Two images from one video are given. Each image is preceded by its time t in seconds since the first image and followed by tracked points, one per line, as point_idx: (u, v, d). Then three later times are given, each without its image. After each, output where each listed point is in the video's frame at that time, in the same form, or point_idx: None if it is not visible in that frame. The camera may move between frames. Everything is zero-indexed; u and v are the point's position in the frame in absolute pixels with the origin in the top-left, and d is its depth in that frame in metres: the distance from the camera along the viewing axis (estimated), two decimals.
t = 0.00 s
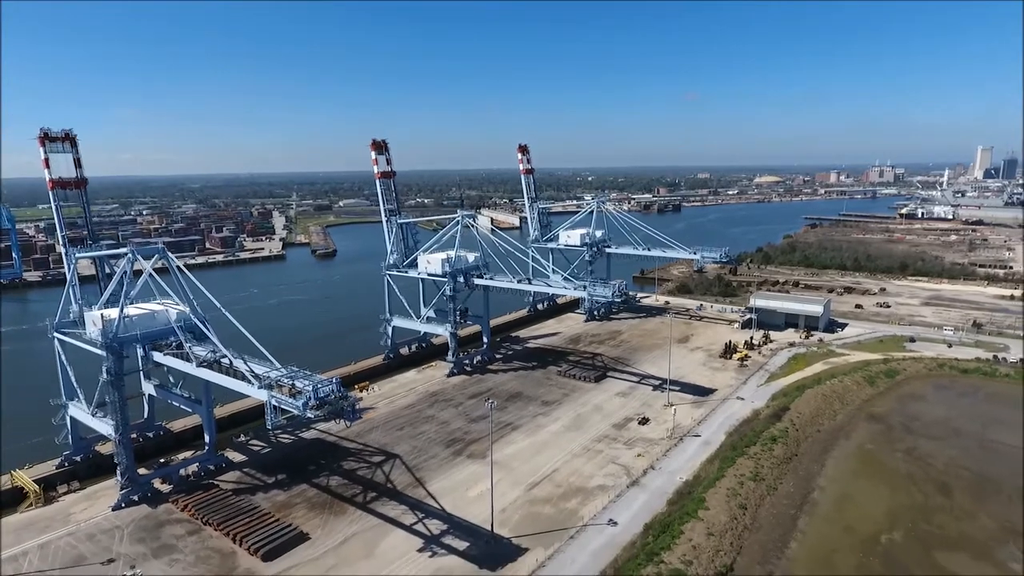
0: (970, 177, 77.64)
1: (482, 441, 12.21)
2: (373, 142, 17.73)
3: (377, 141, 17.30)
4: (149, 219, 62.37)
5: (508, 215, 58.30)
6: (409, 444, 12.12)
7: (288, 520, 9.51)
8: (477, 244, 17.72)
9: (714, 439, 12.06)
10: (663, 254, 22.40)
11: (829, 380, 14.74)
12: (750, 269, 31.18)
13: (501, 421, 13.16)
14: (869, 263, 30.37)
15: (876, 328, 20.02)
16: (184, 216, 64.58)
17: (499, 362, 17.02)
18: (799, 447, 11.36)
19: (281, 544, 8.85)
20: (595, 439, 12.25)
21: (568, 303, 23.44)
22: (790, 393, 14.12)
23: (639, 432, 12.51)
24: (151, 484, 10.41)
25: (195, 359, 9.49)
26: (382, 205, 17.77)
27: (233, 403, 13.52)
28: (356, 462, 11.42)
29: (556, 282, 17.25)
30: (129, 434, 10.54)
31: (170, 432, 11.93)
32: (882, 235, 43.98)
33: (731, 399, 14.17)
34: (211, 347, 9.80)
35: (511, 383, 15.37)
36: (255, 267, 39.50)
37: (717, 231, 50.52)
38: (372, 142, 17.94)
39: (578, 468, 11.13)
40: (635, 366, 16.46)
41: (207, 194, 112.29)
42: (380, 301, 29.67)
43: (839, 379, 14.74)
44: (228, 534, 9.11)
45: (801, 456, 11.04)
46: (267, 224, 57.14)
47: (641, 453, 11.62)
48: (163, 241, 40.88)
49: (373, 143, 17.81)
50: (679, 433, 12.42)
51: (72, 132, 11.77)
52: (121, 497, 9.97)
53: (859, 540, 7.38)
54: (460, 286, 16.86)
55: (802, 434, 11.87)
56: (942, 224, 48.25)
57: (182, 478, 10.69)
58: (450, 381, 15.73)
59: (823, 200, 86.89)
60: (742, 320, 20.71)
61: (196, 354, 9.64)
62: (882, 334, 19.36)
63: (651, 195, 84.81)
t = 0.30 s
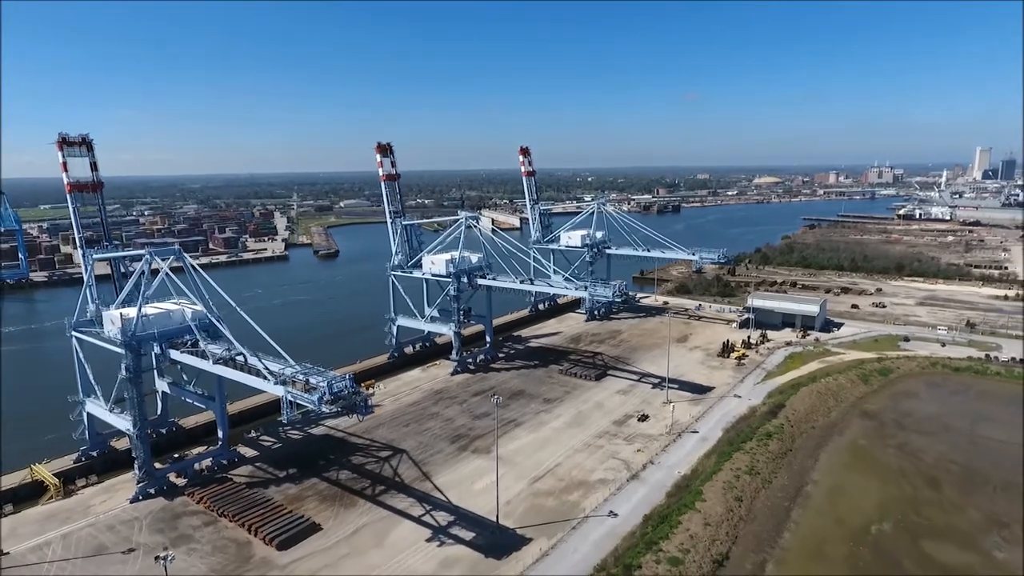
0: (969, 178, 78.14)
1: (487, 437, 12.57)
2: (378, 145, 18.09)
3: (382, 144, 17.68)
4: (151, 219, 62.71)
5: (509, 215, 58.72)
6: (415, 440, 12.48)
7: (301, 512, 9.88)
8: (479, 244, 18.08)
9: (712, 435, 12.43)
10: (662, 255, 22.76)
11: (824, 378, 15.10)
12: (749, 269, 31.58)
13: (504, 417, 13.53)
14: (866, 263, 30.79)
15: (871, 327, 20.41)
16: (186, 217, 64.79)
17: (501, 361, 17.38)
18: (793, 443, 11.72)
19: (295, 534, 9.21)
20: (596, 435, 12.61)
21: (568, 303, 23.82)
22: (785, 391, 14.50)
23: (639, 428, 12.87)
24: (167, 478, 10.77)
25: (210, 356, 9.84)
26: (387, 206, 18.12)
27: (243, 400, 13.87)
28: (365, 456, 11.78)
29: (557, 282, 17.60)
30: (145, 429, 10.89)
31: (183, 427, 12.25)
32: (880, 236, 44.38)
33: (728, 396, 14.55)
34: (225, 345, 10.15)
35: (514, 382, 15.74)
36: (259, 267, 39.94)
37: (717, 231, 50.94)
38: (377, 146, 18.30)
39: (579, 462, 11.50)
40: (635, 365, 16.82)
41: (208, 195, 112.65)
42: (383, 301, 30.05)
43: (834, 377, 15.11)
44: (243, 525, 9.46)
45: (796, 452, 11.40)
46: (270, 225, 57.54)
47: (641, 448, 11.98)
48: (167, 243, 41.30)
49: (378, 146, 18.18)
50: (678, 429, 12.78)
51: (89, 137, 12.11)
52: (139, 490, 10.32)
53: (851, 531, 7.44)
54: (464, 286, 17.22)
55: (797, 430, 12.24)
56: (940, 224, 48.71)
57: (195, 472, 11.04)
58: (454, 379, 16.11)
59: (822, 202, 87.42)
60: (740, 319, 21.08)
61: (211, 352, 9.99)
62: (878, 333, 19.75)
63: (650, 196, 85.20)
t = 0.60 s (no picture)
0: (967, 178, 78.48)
1: (491, 433, 12.92)
2: (384, 148, 18.45)
3: (388, 147, 18.06)
4: (153, 219, 62.97)
5: (509, 216, 59.12)
6: (421, 435, 12.84)
7: (312, 504, 10.24)
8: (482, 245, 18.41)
9: (710, 431, 12.80)
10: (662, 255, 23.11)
11: (820, 376, 15.46)
12: (748, 270, 31.96)
13: (508, 414, 13.89)
14: (863, 263, 31.17)
15: (867, 327, 20.77)
16: (188, 217, 65.08)
17: (504, 359, 17.73)
18: (788, 438, 12.09)
19: (308, 524, 9.57)
20: (597, 431, 12.97)
21: (569, 303, 24.18)
22: (782, 389, 14.86)
23: (639, 424, 13.24)
24: (182, 472, 11.12)
25: (225, 354, 10.18)
26: (392, 208, 18.46)
27: (253, 397, 14.21)
28: (372, 451, 12.13)
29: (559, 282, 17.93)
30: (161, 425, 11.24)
31: (195, 424, 12.59)
32: (878, 236, 44.78)
33: (726, 393, 14.92)
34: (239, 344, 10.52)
35: (517, 379, 16.10)
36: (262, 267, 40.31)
37: (716, 232, 51.32)
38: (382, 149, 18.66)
39: (581, 457, 11.86)
40: (635, 363, 17.19)
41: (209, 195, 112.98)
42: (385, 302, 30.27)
43: (829, 375, 15.47)
44: (257, 517, 9.82)
45: (790, 447, 11.76)
46: (272, 225, 57.89)
47: (641, 444, 12.33)
48: (171, 244, 41.61)
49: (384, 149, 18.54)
50: (676, 425, 13.15)
51: (105, 141, 12.48)
52: (155, 483, 10.67)
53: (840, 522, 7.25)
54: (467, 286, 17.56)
55: (792, 426, 12.60)
56: (937, 224, 49.13)
57: (209, 467, 11.39)
58: (458, 377, 16.47)
59: (821, 202, 87.84)
60: (738, 319, 21.43)
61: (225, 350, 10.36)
62: (873, 332, 20.12)
63: (650, 197, 85.63)
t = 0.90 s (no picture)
0: (965, 179, 78.93)
1: (495, 428, 13.29)
2: (388, 151, 18.83)
3: (393, 150, 18.44)
4: (155, 220, 63.31)
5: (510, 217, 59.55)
6: (427, 431, 13.21)
7: (323, 496, 10.60)
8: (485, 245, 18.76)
9: (708, 426, 13.16)
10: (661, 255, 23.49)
11: (815, 374, 15.83)
12: (746, 270, 32.34)
13: (511, 410, 14.26)
14: (860, 263, 31.55)
15: (863, 326, 21.15)
16: (190, 218, 65.41)
17: (506, 358, 18.10)
18: (783, 433, 12.44)
19: (320, 515, 9.94)
20: (598, 426, 13.34)
21: (570, 303, 24.56)
22: (778, 386, 15.23)
23: (639, 420, 13.60)
24: (196, 466, 11.48)
25: (239, 351, 10.55)
26: (396, 209, 18.82)
27: (262, 395, 14.57)
28: (380, 446, 12.49)
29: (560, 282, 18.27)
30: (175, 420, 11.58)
31: (207, 420, 12.94)
32: (875, 237, 45.18)
33: (724, 391, 15.29)
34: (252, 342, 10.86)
35: (519, 377, 16.47)
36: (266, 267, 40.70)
37: (715, 232, 51.72)
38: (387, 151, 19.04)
39: (582, 451, 12.23)
40: (635, 361, 17.55)
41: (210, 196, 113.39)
42: (387, 302, 30.56)
43: (824, 373, 15.84)
44: (271, 508, 10.18)
45: (786, 441, 12.11)
46: (274, 226, 58.30)
47: (640, 439, 12.69)
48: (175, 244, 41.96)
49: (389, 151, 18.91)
50: (675, 421, 13.51)
51: (121, 146, 12.86)
52: (171, 477, 11.04)
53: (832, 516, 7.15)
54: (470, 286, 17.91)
55: (788, 421, 12.96)
56: (935, 225, 49.53)
57: (222, 461, 11.74)
58: (462, 375, 16.83)
59: (820, 203, 88.25)
60: (736, 318, 21.80)
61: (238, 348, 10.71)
62: (869, 331, 20.48)
63: (650, 197, 86.08)
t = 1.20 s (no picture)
0: (963, 180, 79.29)
1: (498, 424, 13.65)
2: (393, 153, 19.19)
3: (397, 152, 18.80)
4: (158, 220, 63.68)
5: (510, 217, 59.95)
6: (433, 427, 13.57)
7: (334, 489, 10.96)
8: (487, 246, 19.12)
9: (706, 423, 13.51)
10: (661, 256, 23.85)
11: (811, 372, 16.18)
12: (744, 270, 32.70)
13: (514, 407, 14.62)
14: (858, 263, 31.91)
15: (859, 325, 21.50)
16: (193, 218, 65.74)
17: (509, 356, 18.45)
18: (779, 429, 12.80)
19: (331, 507, 10.29)
20: (598, 422, 13.70)
21: (570, 303, 24.92)
22: (775, 383, 15.58)
23: (639, 417, 13.97)
24: (209, 460, 11.82)
25: (252, 349, 10.89)
26: (400, 210, 19.17)
27: (270, 392, 14.91)
28: (387, 442, 12.85)
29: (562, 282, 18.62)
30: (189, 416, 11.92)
31: (218, 416, 13.30)
32: (873, 237, 45.55)
33: (722, 388, 15.65)
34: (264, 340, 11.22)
35: (522, 375, 16.83)
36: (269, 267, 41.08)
37: (714, 232, 52.09)
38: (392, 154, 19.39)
39: (584, 446, 12.59)
40: (634, 360, 17.91)
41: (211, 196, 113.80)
42: (389, 301, 30.91)
43: (820, 371, 16.20)
44: (283, 500, 10.54)
45: (781, 437, 12.47)
46: (276, 226, 58.72)
47: (640, 435, 13.06)
48: (179, 245, 42.33)
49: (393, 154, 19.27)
50: (674, 417, 13.87)
51: (135, 150, 13.20)
52: (185, 471, 11.39)
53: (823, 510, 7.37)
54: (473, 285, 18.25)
55: (783, 417, 13.32)
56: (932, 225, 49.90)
57: (234, 456, 12.09)
58: (465, 373, 17.19)
59: (819, 203, 88.67)
60: (734, 317, 22.16)
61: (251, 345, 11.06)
62: (865, 330, 20.83)
63: (649, 198, 86.51)
